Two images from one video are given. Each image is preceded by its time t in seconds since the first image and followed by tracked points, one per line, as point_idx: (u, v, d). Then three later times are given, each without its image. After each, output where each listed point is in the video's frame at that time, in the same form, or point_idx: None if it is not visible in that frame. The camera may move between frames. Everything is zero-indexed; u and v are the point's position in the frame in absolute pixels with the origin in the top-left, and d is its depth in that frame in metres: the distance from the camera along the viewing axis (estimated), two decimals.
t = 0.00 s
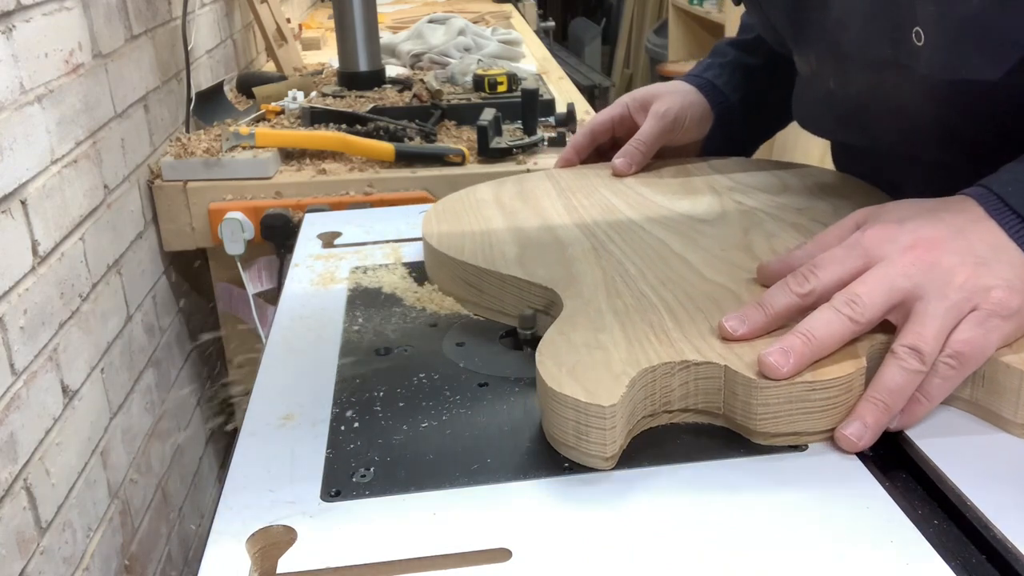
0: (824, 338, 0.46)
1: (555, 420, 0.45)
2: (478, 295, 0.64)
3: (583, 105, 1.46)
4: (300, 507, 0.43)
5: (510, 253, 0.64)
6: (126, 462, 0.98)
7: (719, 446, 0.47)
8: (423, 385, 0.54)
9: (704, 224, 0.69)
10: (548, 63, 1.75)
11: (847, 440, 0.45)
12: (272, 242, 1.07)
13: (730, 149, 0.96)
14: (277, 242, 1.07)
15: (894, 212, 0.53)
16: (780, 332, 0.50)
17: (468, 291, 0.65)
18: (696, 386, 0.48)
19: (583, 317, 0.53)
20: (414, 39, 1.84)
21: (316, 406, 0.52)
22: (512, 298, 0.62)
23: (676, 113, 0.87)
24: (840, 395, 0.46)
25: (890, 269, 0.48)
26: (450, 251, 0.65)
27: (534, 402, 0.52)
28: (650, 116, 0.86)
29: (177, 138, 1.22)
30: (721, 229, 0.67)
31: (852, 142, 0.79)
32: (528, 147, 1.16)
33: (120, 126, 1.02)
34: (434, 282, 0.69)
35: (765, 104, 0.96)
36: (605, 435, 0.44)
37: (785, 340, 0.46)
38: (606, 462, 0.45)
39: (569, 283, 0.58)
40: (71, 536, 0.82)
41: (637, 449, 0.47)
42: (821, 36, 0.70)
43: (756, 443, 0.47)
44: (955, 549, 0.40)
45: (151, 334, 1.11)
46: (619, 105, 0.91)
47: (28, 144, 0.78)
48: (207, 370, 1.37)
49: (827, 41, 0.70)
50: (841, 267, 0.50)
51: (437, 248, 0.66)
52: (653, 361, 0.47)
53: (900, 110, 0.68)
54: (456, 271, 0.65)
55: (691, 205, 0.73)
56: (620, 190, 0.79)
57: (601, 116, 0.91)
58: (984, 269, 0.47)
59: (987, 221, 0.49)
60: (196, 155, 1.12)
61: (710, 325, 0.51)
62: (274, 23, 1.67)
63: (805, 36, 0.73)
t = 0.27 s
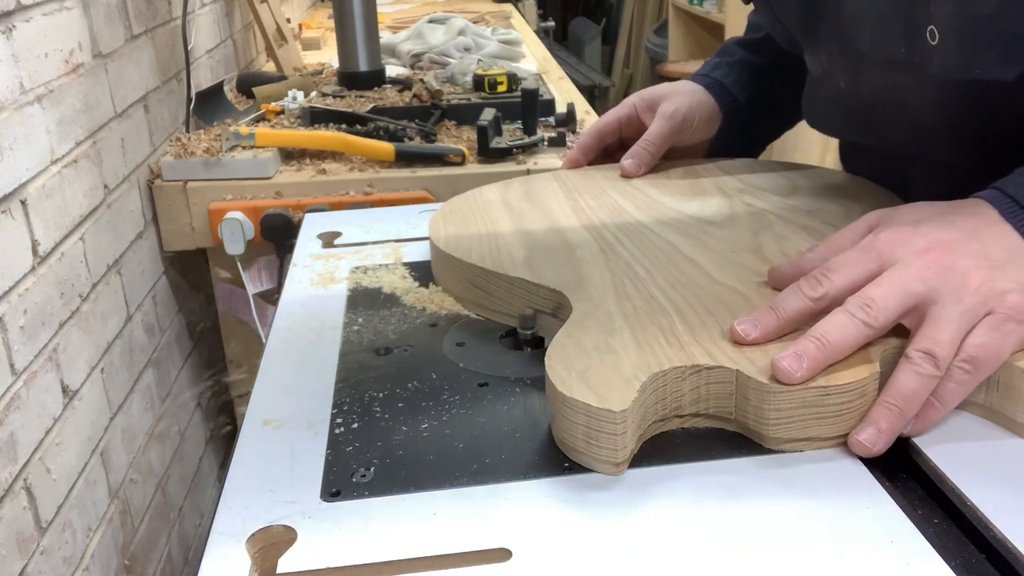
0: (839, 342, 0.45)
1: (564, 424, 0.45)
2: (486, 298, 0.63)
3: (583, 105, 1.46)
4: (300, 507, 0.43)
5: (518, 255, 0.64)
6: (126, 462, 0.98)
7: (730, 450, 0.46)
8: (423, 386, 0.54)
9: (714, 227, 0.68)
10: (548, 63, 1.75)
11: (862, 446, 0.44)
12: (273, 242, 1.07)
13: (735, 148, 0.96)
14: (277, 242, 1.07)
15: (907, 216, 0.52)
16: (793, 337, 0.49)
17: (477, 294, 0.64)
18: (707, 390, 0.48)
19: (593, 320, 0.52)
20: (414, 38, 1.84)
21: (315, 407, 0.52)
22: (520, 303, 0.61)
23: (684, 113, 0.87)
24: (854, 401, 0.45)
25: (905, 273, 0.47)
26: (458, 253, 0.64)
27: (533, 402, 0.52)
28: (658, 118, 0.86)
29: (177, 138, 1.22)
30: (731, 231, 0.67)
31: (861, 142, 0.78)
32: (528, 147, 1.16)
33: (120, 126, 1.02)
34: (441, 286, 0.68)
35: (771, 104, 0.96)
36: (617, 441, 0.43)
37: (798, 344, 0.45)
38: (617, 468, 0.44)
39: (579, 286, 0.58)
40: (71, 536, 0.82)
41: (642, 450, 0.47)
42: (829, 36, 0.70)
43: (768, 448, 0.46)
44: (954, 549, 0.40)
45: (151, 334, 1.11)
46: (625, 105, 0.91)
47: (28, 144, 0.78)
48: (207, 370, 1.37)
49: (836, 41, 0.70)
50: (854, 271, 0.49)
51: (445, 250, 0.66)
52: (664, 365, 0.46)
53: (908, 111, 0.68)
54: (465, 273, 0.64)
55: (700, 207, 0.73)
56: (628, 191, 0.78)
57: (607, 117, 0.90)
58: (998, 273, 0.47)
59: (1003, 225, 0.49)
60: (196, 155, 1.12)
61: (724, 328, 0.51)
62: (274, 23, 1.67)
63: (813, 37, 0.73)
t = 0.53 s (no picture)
0: (853, 346, 0.45)
1: (575, 429, 0.45)
2: (495, 301, 0.63)
3: (584, 105, 1.46)
4: (301, 506, 0.43)
5: (526, 258, 0.64)
6: (126, 462, 0.98)
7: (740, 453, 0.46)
8: (424, 386, 0.54)
9: (724, 229, 0.68)
10: (548, 63, 1.75)
11: (877, 451, 0.44)
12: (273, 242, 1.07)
13: (739, 147, 0.95)
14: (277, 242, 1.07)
15: (922, 217, 0.52)
16: (807, 341, 0.49)
17: (486, 297, 0.63)
18: (719, 395, 0.47)
19: (604, 324, 0.52)
20: (414, 38, 1.84)
21: (316, 407, 0.52)
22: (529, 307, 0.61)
23: (692, 113, 0.87)
24: (870, 406, 0.45)
25: (920, 276, 0.46)
26: (468, 256, 0.64)
27: (534, 401, 0.52)
28: (667, 118, 0.86)
29: (177, 138, 1.22)
30: (741, 233, 0.67)
31: (869, 141, 0.78)
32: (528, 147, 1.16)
33: (120, 126, 1.02)
34: (449, 291, 0.68)
35: (776, 105, 0.95)
36: (630, 446, 0.43)
37: (813, 348, 0.45)
38: (630, 473, 0.44)
39: (589, 289, 0.57)
40: (71, 536, 0.82)
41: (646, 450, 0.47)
42: (838, 36, 0.70)
43: (781, 452, 0.46)
44: (954, 548, 0.40)
45: (151, 334, 1.11)
46: (632, 107, 0.90)
47: (28, 144, 0.78)
48: (208, 370, 1.37)
49: (845, 42, 0.69)
50: (868, 274, 0.49)
51: (454, 253, 0.65)
52: (675, 369, 0.46)
53: (919, 109, 0.67)
54: (474, 276, 0.63)
55: (709, 209, 0.73)
56: (636, 193, 0.78)
57: (615, 118, 0.90)
58: (1014, 275, 0.46)
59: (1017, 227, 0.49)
60: (196, 155, 1.12)
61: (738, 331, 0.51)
62: (274, 23, 1.67)
63: (823, 37, 0.72)
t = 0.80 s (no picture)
0: (872, 350, 0.45)
1: (590, 435, 0.45)
2: (505, 304, 0.63)
3: (585, 105, 1.45)
4: (301, 506, 0.43)
5: (536, 260, 0.63)
6: (126, 462, 0.98)
7: (755, 457, 0.46)
8: (426, 386, 0.54)
9: (734, 231, 0.68)
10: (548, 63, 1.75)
11: (897, 455, 0.43)
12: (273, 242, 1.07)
13: (744, 148, 0.95)
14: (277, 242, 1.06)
15: (937, 219, 0.51)
16: (824, 345, 0.49)
17: (496, 300, 0.63)
18: (735, 400, 0.47)
19: (616, 328, 0.52)
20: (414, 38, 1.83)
21: (319, 406, 0.52)
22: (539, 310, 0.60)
23: (700, 113, 0.87)
24: (888, 411, 0.45)
25: (938, 279, 0.46)
26: (476, 259, 0.64)
27: (534, 401, 0.52)
28: (674, 117, 0.86)
29: (177, 138, 1.22)
30: (752, 235, 0.67)
31: (877, 141, 0.77)
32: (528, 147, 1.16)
33: (120, 126, 1.02)
34: (457, 295, 0.67)
35: (781, 106, 0.95)
36: (646, 452, 0.42)
37: (831, 352, 0.45)
38: (645, 480, 0.43)
39: (600, 292, 0.57)
40: (71, 536, 0.82)
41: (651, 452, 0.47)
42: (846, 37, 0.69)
43: (798, 457, 0.45)
44: (954, 549, 0.40)
45: (151, 334, 1.11)
46: (638, 107, 0.91)
47: (28, 144, 0.78)
48: (208, 370, 1.37)
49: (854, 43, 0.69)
50: (885, 277, 0.48)
51: (462, 256, 0.65)
52: (691, 373, 0.46)
53: (931, 106, 0.67)
54: (484, 280, 0.63)
55: (717, 210, 0.73)
56: (644, 194, 0.78)
57: (621, 119, 0.90)
58: None
59: None
60: (196, 155, 1.12)
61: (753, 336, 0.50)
62: (274, 23, 1.67)
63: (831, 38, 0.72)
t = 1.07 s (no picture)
0: (890, 354, 0.44)
1: (602, 440, 0.44)
2: (514, 307, 0.62)
3: (585, 105, 1.45)
4: (301, 506, 0.43)
5: (545, 262, 0.63)
6: (126, 462, 0.98)
7: (771, 462, 0.45)
8: (425, 386, 0.54)
9: (746, 233, 0.67)
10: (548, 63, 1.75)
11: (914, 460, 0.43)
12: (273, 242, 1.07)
13: (749, 147, 0.95)
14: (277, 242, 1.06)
15: (953, 221, 0.51)
16: (840, 348, 0.48)
17: (506, 303, 0.62)
18: (751, 404, 0.46)
19: (628, 331, 0.51)
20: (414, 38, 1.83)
21: (318, 406, 0.52)
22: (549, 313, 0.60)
23: (709, 113, 0.87)
24: (905, 415, 0.44)
25: (955, 282, 0.46)
26: (484, 261, 0.63)
27: (534, 402, 0.52)
28: (684, 117, 0.86)
29: (177, 138, 1.22)
30: (763, 237, 0.66)
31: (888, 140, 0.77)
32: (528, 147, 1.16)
33: (120, 126, 1.02)
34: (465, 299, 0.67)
35: (786, 106, 0.95)
36: (661, 457, 0.42)
37: (849, 356, 0.44)
38: (660, 485, 0.43)
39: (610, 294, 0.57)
40: (71, 536, 0.82)
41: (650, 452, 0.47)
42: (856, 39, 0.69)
43: (817, 464, 0.45)
44: (955, 549, 0.40)
45: (151, 334, 1.11)
46: (645, 107, 0.90)
47: (28, 144, 0.78)
48: (208, 370, 1.37)
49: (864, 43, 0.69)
50: (901, 280, 0.48)
51: (469, 257, 0.64)
52: (706, 378, 0.45)
53: (942, 104, 0.66)
54: (493, 282, 0.63)
55: (727, 211, 0.72)
56: (653, 195, 0.77)
57: (628, 118, 0.89)
58: None
59: None
60: (196, 155, 1.12)
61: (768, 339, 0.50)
62: (274, 23, 1.67)
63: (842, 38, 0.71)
